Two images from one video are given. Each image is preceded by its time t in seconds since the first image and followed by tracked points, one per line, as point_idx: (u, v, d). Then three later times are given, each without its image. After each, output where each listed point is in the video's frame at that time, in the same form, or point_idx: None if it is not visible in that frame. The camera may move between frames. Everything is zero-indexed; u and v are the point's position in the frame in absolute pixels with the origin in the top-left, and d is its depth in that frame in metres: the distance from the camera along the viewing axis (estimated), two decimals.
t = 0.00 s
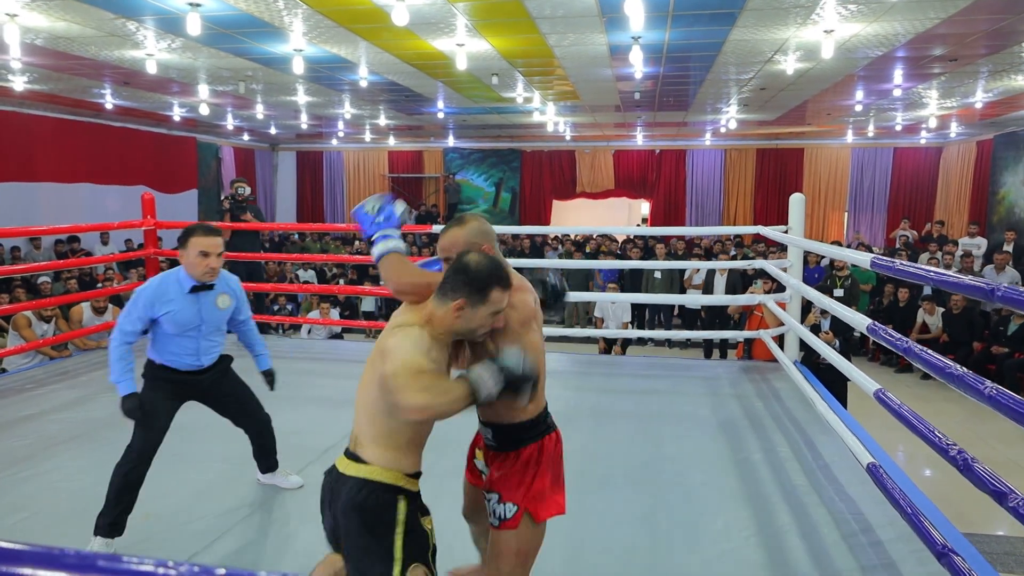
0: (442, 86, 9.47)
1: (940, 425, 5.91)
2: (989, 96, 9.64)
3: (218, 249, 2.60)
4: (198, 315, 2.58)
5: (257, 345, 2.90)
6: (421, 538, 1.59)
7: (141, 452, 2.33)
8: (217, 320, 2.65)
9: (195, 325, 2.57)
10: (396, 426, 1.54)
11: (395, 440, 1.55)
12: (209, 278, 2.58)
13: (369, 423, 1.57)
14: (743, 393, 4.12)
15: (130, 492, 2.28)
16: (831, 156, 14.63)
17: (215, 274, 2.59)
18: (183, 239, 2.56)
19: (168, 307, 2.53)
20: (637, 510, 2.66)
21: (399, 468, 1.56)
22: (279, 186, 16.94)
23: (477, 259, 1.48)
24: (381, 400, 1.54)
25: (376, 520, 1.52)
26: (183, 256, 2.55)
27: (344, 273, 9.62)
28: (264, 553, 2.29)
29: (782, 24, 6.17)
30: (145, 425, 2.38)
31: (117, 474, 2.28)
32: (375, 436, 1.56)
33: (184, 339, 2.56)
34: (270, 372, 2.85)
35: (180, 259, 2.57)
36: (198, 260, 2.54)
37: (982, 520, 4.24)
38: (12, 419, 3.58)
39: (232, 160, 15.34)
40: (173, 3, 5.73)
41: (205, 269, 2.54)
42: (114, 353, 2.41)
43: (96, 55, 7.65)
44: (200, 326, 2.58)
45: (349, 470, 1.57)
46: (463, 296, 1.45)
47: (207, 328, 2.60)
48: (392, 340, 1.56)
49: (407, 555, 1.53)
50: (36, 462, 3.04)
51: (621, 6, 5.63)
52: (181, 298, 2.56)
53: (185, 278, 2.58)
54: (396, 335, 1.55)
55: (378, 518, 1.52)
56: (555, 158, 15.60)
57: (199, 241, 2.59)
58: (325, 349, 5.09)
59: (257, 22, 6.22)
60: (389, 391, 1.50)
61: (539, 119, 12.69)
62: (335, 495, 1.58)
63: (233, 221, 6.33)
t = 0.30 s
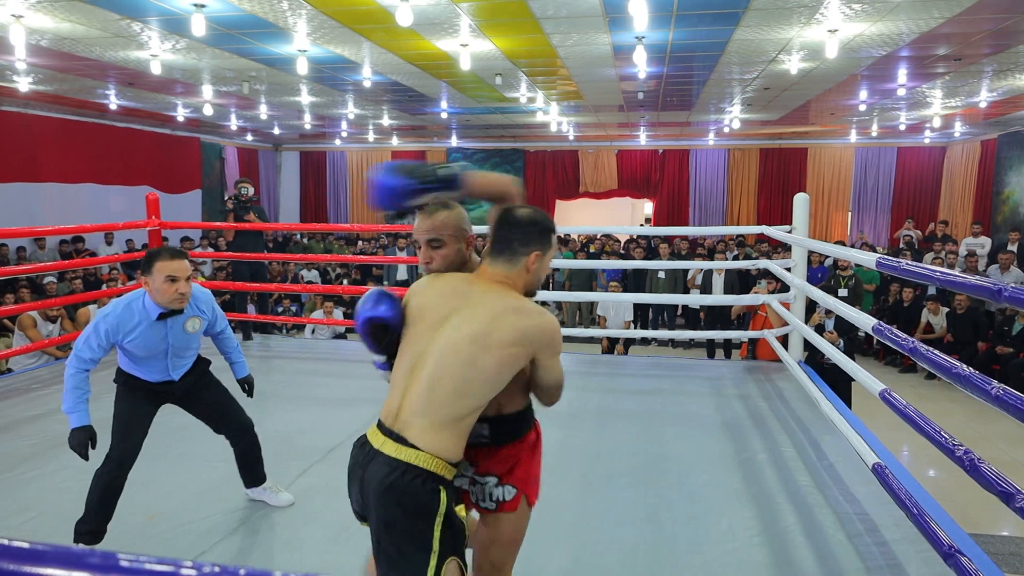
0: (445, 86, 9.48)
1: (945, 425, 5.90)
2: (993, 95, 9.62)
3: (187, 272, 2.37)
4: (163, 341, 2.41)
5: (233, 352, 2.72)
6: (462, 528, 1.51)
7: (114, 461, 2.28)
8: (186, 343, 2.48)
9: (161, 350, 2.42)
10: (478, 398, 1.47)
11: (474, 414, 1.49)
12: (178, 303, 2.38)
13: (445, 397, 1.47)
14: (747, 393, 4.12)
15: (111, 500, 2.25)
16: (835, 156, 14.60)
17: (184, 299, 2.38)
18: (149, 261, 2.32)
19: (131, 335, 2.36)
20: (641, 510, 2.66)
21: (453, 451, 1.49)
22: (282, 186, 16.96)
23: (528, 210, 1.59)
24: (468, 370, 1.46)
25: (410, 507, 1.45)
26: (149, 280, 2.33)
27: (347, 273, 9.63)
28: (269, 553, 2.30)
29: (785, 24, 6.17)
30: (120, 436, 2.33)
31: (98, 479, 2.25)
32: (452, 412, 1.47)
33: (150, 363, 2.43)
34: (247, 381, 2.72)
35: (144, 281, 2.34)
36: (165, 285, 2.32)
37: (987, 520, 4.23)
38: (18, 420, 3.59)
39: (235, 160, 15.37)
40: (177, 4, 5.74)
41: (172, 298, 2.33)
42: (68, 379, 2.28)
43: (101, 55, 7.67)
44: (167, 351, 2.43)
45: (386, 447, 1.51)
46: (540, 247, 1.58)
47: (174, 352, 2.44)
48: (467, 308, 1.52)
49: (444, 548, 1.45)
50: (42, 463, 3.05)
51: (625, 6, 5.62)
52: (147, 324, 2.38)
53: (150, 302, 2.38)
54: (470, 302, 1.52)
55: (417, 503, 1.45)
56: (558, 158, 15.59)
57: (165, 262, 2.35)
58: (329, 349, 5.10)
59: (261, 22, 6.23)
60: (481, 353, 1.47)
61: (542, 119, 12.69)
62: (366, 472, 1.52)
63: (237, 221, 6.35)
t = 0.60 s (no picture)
0: (447, 86, 9.48)
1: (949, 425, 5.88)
2: (997, 94, 9.59)
3: (242, 271, 2.39)
4: (216, 339, 2.40)
5: (262, 358, 2.73)
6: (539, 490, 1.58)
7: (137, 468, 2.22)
8: (233, 341, 2.48)
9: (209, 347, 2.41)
10: (529, 359, 1.55)
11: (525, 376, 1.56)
12: (234, 301, 2.38)
13: (497, 366, 1.53)
14: (749, 393, 4.11)
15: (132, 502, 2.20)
16: (838, 155, 14.56)
17: (240, 297, 2.39)
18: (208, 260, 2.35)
19: (189, 330, 2.33)
20: (643, 510, 2.65)
21: (515, 420, 1.55)
22: (285, 186, 16.98)
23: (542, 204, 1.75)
24: (518, 333, 1.53)
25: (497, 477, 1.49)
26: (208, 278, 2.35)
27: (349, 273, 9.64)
28: (273, 552, 2.30)
29: (789, 23, 6.15)
30: (151, 432, 2.28)
31: (121, 477, 2.21)
32: (508, 377, 1.53)
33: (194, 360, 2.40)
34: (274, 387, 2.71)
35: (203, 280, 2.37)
36: (223, 284, 2.35)
37: (990, 520, 4.23)
38: (21, 419, 3.60)
39: (238, 160, 15.39)
40: (180, 4, 5.75)
41: (229, 294, 2.34)
42: (116, 372, 2.23)
43: (104, 55, 7.68)
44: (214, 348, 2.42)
45: (454, 433, 1.51)
46: (558, 221, 1.70)
47: (222, 350, 2.44)
48: (502, 276, 1.58)
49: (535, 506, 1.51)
50: (45, 462, 3.05)
51: (627, 6, 5.62)
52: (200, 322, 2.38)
53: (208, 298, 2.37)
54: (502, 270, 1.58)
55: (503, 470, 1.50)
56: (561, 158, 15.59)
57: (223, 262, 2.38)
58: (332, 349, 5.11)
59: (264, 22, 6.24)
60: (528, 315, 1.54)
61: (544, 119, 12.68)
62: (436, 463, 1.51)
63: (240, 221, 6.36)
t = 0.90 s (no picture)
0: (450, 86, 9.48)
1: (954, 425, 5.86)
2: (1001, 94, 9.56)
3: (271, 258, 2.34)
4: (240, 331, 2.34)
5: (305, 356, 2.64)
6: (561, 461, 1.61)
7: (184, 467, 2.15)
8: (257, 335, 2.42)
9: (232, 339, 2.33)
10: (557, 337, 1.55)
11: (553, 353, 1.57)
12: (262, 289, 2.33)
13: (526, 345, 1.53)
14: (754, 393, 4.09)
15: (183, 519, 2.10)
16: (842, 155, 14.52)
17: (268, 285, 2.33)
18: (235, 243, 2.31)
19: (211, 320, 2.28)
20: (646, 511, 2.64)
21: (547, 396, 1.57)
22: (288, 186, 16.99)
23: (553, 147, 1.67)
24: (543, 313, 1.53)
25: (530, 452, 1.51)
26: (235, 264, 2.31)
27: (352, 272, 9.63)
28: (275, 552, 2.30)
29: (793, 22, 6.13)
30: (187, 438, 2.20)
31: (168, 494, 2.11)
32: (538, 355, 1.54)
33: (217, 352, 2.33)
34: (320, 385, 2.61)
35: (231, 266, 2.32)
36: (253, 269, 2.29)
37: (996, 521, 4.20)
38: (24, 418, 3.60)
39: (242, 160, 15.41)
40: (183, 3, 5.75)
41: (258, 280, 2.29)
42: (142, 357, 2.20)
43: (108, 55, 7.69)
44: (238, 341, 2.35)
45: (489, 411, 1.51)
46: (562, 176, 1.64)
47: (246, 344, 2.38)
48: (523, 257, 1.56)
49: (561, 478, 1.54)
50: (47, 461, 3.05)
51: (630, 4, 5.61)
52: (225, 312, 2.30)
53: (234, 286, 2.32)
54: (520, 248, 1.56)
55: (536, 447, 1.51)
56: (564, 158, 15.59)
57: (251, 247, 2.33)
58: (335, 348, 5.11)
59: (267, 21, 6.24)
60: (552, 294, 1.54)
61: (547, 118, 12.67)
62: (471, 439, 1.52)
63: (242, 220, 6.34)
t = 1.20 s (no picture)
0: (452, 85, 9.48)
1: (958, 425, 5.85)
2: (1004, 93, 9.54)
3: (281, 243, 2.21)
4: (250, 326, 2.19)
5: (288, 355, 2.58)
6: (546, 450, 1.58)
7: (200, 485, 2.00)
8: (266, 328, 2.27)
9: (241, 336, 2.18)
10: (543, 316, 1.54)
11: (540, 336, 1.56)
12: (271, 279, 2.20)
13: (511, 322, 1.53)
14: (756, 393, 4.08)
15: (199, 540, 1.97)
16: (844, 154, 14.50)
17: (279, 274, 2.20)
18: (241, 229, 2.16)
19: (219, 315, 2.13)
20: (648, 510, 2.64)
21: (530, 380, 1.55)
22: (290, 185, 17.01)
23: (537, 136, 1.67)
24: (531, 288, 1.54)
25: (502, 441, 1.50)
26: (241, 252, 2.16)
27: (354, 272, 9.63)
28: (276, 551, 2.30)
29: (795, 21, 6.12)
30: (197, 452, 2.04)
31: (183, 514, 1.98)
32: (524, 331, 1.53)
33: (225, 351, 2.18)
34: (299, 390, 2.58)
35: (235, 254, 2.17)
36: (263, 257, 2.15)
37: (998, 520, 4.20)
38: (26, 417, 3.61)
39: (244, 160, 15.43)
40: (185, 3, 5.76)
41: (271, 271, 2.17)
42: (139, 369, 1.96)
43: (110, 55, 7.70)
44: (246, 338, 2.20)
45: (464, 398, 1.54)
46: (555, 164, 1.65)
47: (256, 340, 2.23)
48: (517, 237, 1.60)
49: (534, 467, 1.52)
50: (49, 460, 3.05)
51: (632, 4, 5.60)
52: (232, 306, 2.15)
53: (240, 275, 2.18)
54: (515, 229, 1.62)
55: (504, 435, 1.50)
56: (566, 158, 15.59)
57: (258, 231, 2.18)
58: (337, 347, 5.11)
59: (269, 21, 6.25)
60: (539, 272, 1.54)
61: (549, 118, 12.66)
62: (450, 423, 1.56)
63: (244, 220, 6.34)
